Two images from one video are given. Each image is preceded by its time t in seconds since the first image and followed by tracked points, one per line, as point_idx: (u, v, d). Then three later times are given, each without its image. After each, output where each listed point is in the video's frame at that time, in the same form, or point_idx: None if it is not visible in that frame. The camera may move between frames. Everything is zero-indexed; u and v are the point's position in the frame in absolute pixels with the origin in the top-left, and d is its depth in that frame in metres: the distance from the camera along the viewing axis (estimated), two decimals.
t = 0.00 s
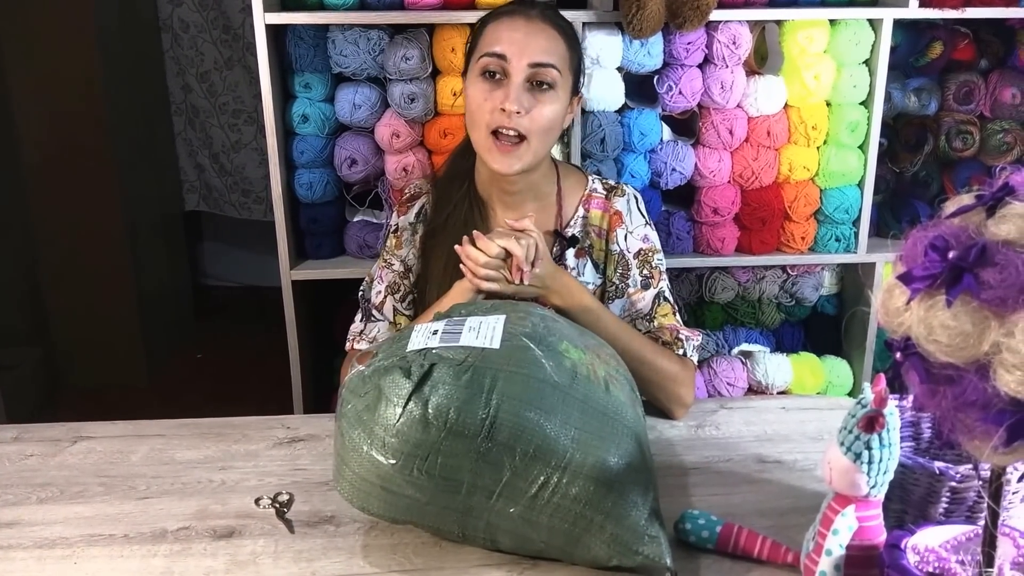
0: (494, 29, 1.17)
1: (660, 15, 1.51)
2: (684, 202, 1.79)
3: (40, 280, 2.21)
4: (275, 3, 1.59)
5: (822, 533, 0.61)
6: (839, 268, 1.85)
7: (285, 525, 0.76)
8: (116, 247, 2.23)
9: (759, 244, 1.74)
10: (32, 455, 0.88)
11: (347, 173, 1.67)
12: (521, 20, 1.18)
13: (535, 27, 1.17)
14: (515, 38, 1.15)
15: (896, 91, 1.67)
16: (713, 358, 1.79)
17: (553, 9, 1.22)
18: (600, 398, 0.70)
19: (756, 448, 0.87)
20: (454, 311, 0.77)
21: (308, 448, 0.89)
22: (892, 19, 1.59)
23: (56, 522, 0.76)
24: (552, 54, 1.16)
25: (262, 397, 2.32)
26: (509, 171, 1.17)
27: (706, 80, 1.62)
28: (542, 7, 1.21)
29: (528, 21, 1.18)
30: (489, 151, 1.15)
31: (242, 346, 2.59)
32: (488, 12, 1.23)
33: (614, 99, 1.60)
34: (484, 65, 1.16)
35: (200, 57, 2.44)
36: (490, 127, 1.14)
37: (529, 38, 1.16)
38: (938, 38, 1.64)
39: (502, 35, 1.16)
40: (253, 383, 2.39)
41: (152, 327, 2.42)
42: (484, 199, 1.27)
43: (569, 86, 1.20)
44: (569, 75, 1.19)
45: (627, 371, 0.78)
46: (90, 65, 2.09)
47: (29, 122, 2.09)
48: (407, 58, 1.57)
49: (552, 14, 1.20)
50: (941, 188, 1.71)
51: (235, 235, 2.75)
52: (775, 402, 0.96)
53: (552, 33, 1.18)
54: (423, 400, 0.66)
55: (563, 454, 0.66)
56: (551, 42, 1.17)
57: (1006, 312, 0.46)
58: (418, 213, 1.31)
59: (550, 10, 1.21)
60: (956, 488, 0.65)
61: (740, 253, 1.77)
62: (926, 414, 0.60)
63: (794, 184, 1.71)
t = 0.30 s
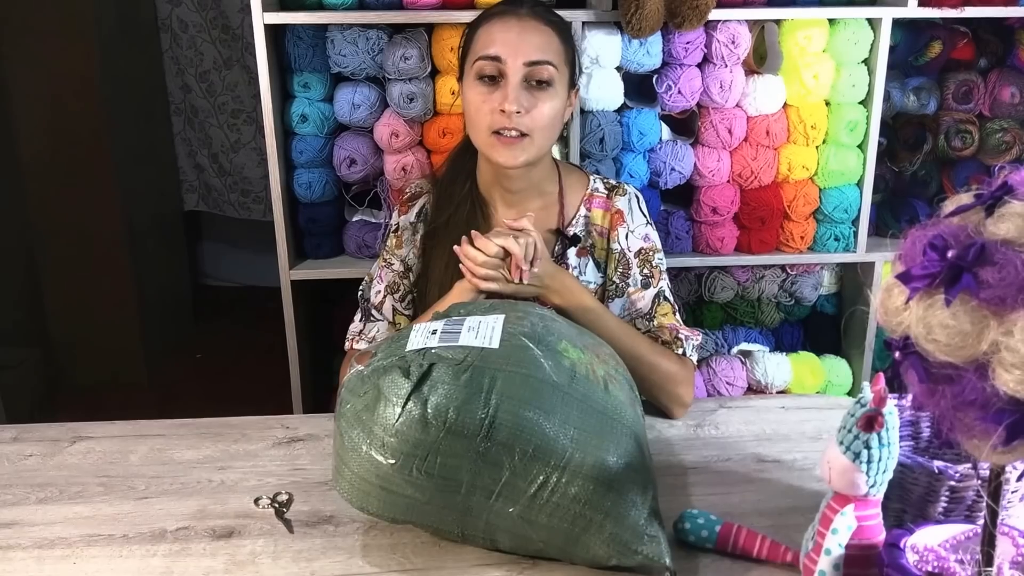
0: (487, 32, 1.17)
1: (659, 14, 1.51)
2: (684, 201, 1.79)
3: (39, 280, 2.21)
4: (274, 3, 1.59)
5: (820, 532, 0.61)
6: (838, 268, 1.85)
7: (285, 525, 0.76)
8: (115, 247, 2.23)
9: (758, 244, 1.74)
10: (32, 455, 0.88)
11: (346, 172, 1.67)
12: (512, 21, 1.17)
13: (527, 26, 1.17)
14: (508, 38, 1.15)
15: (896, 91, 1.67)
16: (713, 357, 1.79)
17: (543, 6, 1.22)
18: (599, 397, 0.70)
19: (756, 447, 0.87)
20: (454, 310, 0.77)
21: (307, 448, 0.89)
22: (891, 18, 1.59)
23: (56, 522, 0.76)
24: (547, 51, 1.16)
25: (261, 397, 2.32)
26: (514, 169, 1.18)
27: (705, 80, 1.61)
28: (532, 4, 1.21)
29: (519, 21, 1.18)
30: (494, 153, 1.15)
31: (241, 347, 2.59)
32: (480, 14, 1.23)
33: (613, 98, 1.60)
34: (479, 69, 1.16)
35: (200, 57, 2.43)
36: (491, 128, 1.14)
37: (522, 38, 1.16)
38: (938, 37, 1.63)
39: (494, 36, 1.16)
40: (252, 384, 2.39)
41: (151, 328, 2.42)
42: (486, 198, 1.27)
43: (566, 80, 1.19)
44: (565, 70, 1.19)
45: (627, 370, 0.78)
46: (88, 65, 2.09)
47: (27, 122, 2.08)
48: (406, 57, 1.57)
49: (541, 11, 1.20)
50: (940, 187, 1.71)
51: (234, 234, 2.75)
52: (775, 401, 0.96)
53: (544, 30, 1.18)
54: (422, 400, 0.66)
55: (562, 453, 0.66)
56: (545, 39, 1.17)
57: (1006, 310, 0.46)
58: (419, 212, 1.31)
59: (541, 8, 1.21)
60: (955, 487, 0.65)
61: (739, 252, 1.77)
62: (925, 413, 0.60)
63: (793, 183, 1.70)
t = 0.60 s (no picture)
0: (483, 37, 1.17)
1: (658, 14, 1.51)
2: (683, 200, 1.79)
3: (38, 281, 2.21)
4: (273, 3, 1.59)
5: (820, 532, 0.61)
6: (838, 267, 1.86)
7: (283, 525, 0.76)
8: (114, 247, 2.23)
9: (758, 243, 1.74)
10: (31, 455, 0.88)
11: (345, 172, 1.67)
12: (508, 25, 1.17)
13: (523, 31, 1.17)
14: (505, 44, 1.15)
15: (895, 90, 1.67)
16: (712, 356, 1.79)
17: (539, 8, 1.21)
18: (598, 397, 0.70)
19: (755, 447, 0.87)
20: (453, 310, 0.77)
21: (306, 448, 0.89)
22: (890, 17, 1.59)
23: (54, 523, 0.76)
24: (544, 55, 1.16)
25: (261, 397, 2.31)
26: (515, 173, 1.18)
27: (704, 79, 1.61)
28: (527, 5, 1.21)
29: (514, 24, 1.17)
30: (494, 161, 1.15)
31: (240, 346, 2.59)
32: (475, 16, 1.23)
33: (612, 98, 1.60)
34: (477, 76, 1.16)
35: (199, 57, 2.43)
36: (490, 136, 1.14)
37: (519, 44, 1.15)
38: (937, 36, 1.63)
39: (491, 43, 1.16)
40: (252, 383, 2.39)
41: (150, 328, 2.42)
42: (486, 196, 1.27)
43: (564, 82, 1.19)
44: (563, 73, 1.19)
45: (626, 370, 0.78)
46: (87, 64, 2.09)
47: (26, 123, 2.09)
48: (406, 57, 1.57)
49: (537, 12, 1.20)
50: (939, 186, 1.71)
51: (233, 233, 2.75)
52: (775, 400, 0.96)
53: (541, 35, 1.17)
54: (421, 400, 0.66)
55: (562, 453, 0.66)
56: (542, 43, 1.17)
57: (1005, 309, 0.46)
58: (419, 212, 1.31)
59: (536, 9, 1.21)
60: (954, 487, 0.65)
61: (738, 251, 1.77)
62: (925, 412, 0.60)
63: (793, 183, 1.70)
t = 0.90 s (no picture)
0: (481, 40, 1.17)
1: (657, 13, 1.51)
2: (683, 200, 1.79)
3: (37, 281, 2.21)
4: (272, 2, 1.59)
5: (819, 531, 0.61)
6: (837, 266, 1.86)
7: (283, 525, 0.75)
8: (114, 247, 2.23)
9: (757, 242, 1.74)
10: (29, 455, 0.88)
11: (344, 172, 1.67)
12: (506, 29, 1.16)
13: (521, 34, 1.16)
14: (503, 49, 1.15)
15: (894, 89, 1.67)
16: (712, 356, 1.79)
17: (537, 10, 1.20)
18: (596, 396, 0.69)
19: (755, 446, 0.87)
20: (452, 309, 0.77)
21: (305, 448, 0.89)
22: (889, 17, 1.59)
23: (54, 523, 0.76)
24: (543, 59, 1.16)
25: (261, 397, 2.31)
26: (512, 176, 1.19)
27: (703, 79, 1.61)
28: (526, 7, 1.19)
29: (513, 27, 1.17)
30: (490, 165, 1.16)
31: (240, 347, 2.59)
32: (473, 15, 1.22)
33: (611, 98, 1.60)
34: (474, 80, 1.16)
35: (198, 57, 2.43)
36: (487, 141, 1.15)
37: (516, 49, 1.15)
38: (936, 36, 1.63)
39: (489, 47, 1.15)
40: (254, 383, 2.39)
41: (151, 328, 2.42)
42: (485, 191, 1.27)
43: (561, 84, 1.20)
44: (561, 76, 1.19)
45: (625, 371, 0.78)
46: (87, 64, 2.09)
47: (26, 123, 2.08)
48: (405, 57, 1.57)
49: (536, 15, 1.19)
50: (939, 186, 1.71)
51: (233, 234, 2.75)
52: (774, 399, 0.96)
53: (539, 39, 1.17)
54: (420, 400, 0.66)
55: (561, 453, 0.66)
56: (540, 46, 1.16)
57: (1003, 309, 0.46)
58: (418, 212, 1.31)
59: (535, 10, 1.20)
60: (953, 486, 0.65)
61: (738, 251, 1.77)
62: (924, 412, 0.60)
63: (792, 182, 1.70)
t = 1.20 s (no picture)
0: (478, 30, 1.17)
1: (656, 13, 1.51)
2: (682, 200, 1.79)
3: (36, 281, 2.21)
4: (271, 2, 1.59)
5: (818, 531, 0.61)
6: (836, 266, 1.86)
7: (282, 525, 0.75)
8: (114, 247, 2.23)
9: (756, 242, 1.74)
10: (28, 455, 0.88)
11: (343, 172, 1.67)
12: (501, 16, 1.17)
13: (517, 20, 1.17)
14: (500, 34, 1.15)
15: (893, 89, 1.67)
16: (711, 355, 1.79)
17: None
18: (595, 396, 0.69)
19: (754, 446, 0.87)
20: (451, 309, 0.77)
21: (304, 448, 0.89)
22: (888, 16, 1.59)
23: (53, 523, 0.76)
24: (539, 43, 1.16)
25: (261, 398, 2.31)
26: (517, 164, 1.18)
27: (702, 78, 1.61)
28: None
29: (508, 16, 1.17)
30: (495, 151, 1.15)
31: (240, 346, 2.59)
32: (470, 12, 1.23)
33: (610, 98, 1.60)
34: (473, 69, 1.16)
35: (197, 57, 2.43)
36: (490, 126, 1.14)
37: (513, 33, 1.15)
38: (935, 35, 1.63)
39: (486, 35, 1.16)
40: (254, 383, 2.39)
41: (150, 328, 2.42)
42: (485, 195, 1.27)
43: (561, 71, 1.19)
44: (559, 61, 1.19)
45: (625, 370, 0.78)
46: (86, 64, 2.09)
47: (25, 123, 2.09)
48: (404, 56, 1.57)
49: (532, 4, 1.20)
50: (938, 185, 1.71)
51: (232, 234, 2.75)
52: (773, 399, 0.96)
53: (535, 23, 1.17)
54: (420, 399, 0.66)
55: (560, 452, 0.66)
56: (537, 31, 1.16)
57: (1002, 308, 0.46)
58: (418, 211, 1.31)
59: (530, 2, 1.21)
60: (952, 485, 0.65)
61: (737, 250, 1.77)
62: (923, 412, 0.60)
63: (791, 182, 1.70)
